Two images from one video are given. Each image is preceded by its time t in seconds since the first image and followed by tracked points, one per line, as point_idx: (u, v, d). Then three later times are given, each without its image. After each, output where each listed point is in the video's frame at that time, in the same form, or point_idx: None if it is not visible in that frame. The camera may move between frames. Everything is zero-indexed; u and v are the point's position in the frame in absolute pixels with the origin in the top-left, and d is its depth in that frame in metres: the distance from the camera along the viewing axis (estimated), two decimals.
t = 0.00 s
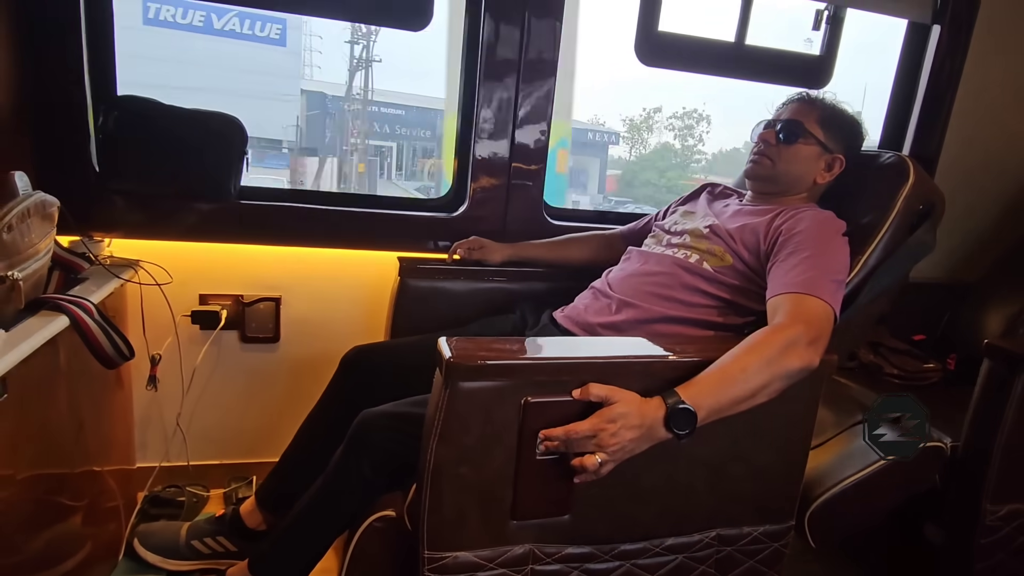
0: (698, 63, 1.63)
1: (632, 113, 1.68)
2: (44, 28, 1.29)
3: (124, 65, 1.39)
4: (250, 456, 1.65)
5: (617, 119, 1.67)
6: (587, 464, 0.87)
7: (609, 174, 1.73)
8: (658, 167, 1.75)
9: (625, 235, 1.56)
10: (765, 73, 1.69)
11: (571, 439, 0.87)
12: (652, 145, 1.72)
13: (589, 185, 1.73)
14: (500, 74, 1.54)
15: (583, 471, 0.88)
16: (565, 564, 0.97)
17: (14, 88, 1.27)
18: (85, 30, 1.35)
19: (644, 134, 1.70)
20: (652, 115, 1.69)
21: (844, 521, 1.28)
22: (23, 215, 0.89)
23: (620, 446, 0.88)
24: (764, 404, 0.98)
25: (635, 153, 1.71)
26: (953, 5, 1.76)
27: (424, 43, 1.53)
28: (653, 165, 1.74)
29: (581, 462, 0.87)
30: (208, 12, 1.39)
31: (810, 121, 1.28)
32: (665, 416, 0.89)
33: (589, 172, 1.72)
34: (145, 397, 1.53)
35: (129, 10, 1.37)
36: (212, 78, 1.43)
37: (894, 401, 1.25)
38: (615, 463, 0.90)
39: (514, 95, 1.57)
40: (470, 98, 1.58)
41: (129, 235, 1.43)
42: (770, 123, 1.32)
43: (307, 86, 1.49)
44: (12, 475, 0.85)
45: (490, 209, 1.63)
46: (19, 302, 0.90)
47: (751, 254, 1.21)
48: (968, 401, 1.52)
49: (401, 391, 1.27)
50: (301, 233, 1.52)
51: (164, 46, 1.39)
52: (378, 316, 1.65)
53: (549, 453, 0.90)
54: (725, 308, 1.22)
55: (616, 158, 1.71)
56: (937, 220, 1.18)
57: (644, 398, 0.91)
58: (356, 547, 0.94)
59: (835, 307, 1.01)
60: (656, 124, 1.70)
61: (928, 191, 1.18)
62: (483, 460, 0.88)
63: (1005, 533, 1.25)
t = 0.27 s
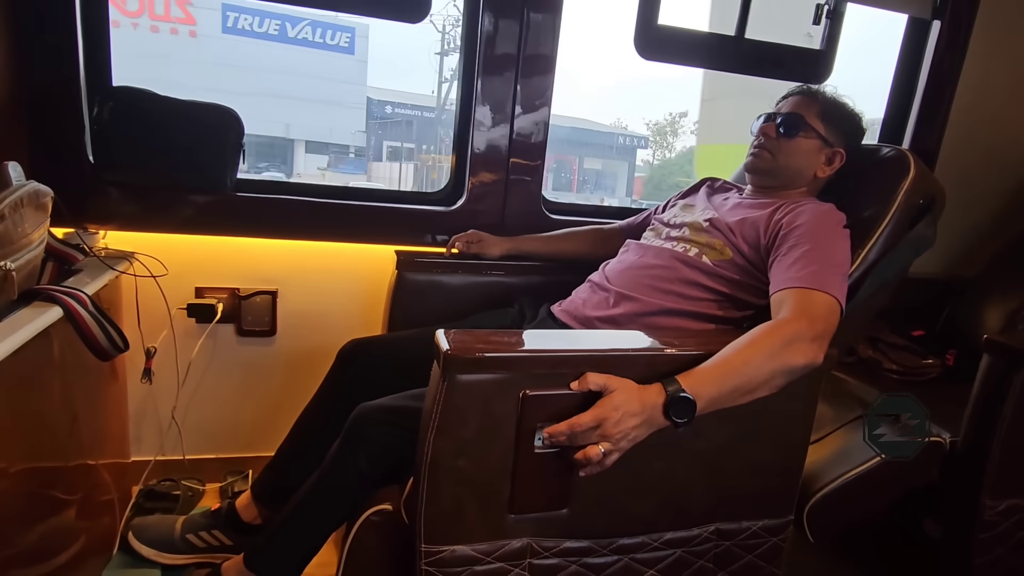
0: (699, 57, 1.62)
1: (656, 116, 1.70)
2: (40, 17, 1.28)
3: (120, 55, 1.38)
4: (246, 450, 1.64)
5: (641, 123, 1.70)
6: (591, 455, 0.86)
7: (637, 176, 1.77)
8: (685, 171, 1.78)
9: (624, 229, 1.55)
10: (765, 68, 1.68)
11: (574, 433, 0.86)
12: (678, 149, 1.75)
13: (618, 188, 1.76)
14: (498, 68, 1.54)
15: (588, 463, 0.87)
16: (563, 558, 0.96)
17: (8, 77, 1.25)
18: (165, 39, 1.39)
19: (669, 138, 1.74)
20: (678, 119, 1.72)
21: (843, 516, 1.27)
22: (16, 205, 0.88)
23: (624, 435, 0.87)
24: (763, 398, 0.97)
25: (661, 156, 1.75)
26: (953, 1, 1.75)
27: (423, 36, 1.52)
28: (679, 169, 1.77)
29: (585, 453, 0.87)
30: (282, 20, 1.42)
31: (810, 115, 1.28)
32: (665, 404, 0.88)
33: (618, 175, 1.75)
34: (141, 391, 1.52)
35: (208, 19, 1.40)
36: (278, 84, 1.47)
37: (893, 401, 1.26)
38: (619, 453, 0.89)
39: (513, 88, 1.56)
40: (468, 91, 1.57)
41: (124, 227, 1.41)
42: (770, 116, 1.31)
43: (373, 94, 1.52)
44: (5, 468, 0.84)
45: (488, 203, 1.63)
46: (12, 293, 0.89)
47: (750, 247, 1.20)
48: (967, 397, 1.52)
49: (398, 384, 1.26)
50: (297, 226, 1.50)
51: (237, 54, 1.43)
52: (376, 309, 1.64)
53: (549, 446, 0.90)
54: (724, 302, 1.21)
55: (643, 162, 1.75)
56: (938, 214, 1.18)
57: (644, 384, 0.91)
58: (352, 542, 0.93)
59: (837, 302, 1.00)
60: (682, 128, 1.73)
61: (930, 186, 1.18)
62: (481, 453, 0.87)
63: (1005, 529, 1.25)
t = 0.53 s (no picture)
0: (694, 56, 1.63)
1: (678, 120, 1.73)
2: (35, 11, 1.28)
3: (116, 49, 1.38)
4: (239, 445, 1.64)
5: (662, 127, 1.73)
6: (585, 451, 0.87)
7: (661, 179, 1.80)
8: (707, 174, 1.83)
9: (618, 227, 1.56)
10: (760, 68, 1.69)
11: (568, 431, 0.87)
12: (700, 152, 1.79)
13: (641, 190, 1.80)
14: (494, 65, 1.54)
15: (581, 459, 0.88)
16: (554, 552, 0.97)
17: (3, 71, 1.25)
18: (239, 46, 1.43)
19: (692, 142, 1.77)
20: (700, 123, 1.75)
21: (832, 513, 1.29)
22: (11, 199, 0.88)
23: (617, 431, 0.88)
24: (753, 395, 0.99)
25: (686, 160, 1.78)
26: (946, 3, 1.77)
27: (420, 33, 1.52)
28: (703, 172, 1.82)
29: (579, 450, 0.87)
30: (351, 29, 1.47)
31: (804, 116, 1.29)
32: (656, 400, 0.89)
33: (642, 178, 1.79)
34: (135, 385, 1.52)
35: (281, 27, 1.44)
36: (337, 89, 1.51)
37: (894, 401, 1.30)
38: (612, 449, 0.90)
39: (509, 86, 1.57)
40: (464, 89, 1.58)
41: (119, 222, 1.42)
42: (764, 116, 1.32)
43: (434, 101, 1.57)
44: None
45: (483, 200, 1.63)
46: (6, 286, 0.89)
47: (743, 246, 1.21)
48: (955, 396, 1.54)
49: (392, 380, 1.27)
50: (292, 222, 1.51)
51: (307, 61, 1.48)
52: (370, 305, 1.65)
53: (542, 442, 0.91)
54: (716, 300, 1.22)
55: (667, 165, 1.78)
56: (927, 215, 1.19)
57: (636, 381, 0.92)
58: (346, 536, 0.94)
59: (826, 301, 1.01)
60: (705, 132, 1.77)
61: (919, 187, 1.19)
62: (473, 448, 0.88)
63: (989, 525, 1.28)
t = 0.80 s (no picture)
0: (688, 56, 1.64)
1: (698, 125, 1.78)
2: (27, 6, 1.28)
3: (108, 44, 1.38)
4: (231, 442, 1.64)
5: (684, 132, 1.77)
6: (572, 450, 0.88)
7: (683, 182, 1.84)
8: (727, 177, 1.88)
9: (609, 226, 1.56)
10: (752, 68, 1.70)
11: (556, 429, 0.88)
12: (720, 156, 1.83)
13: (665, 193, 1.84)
14: (488, 63, 1.54)
15: (569, 456, 0.89)
16: (543, 549, 0.98)
17: None
18: (309, 55, 1.48)
19: (712, 146, 1.82)
20: (721, 128, 1.79)
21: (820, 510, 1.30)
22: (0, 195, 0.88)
23: (605, 430, 0.89)
24: (741, 393, 0.99)
25: (707, 164, 1.83)
26: (938, 4, 1.78)
27: (414, 30, 1.52)
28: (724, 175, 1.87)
29: (567, 447, 0.88)
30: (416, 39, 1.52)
31: (795, 115, 1.30)
32: (645, 399, 0.90)
33: (665, 182, 1.83)
34: (126, 382, 1.52)
35: (350, 38, 1.49)
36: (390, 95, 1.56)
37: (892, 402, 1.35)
38: (599, 446, 0.91)
39: (502, 84, 1.57)
40: (457, 86, 1.58)
41: (110, 218, 1.41)
42: (756, 115, 1.33)
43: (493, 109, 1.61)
44: None
45: (476, 198, 1.64)
46: None
47: (733, 245, 1.22)
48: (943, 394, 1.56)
49: (384, 377, 1.27)
50: (285, 219, 1.51)
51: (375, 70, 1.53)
52: (362, 303, 1.65)
53: (531, 439, 0.91)
54: (706, 299, 1.23)
55: (690, 169, 1.82)
56: (916, 215, 1.21)
57: (625, 379, 0.92)
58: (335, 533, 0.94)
59: (814, 300, 1.02)
60: (724, 136, 1.81)
61: (908, 187, 1.20)
62: (463, 445, 0.89)
63: (974, 523, 1.29)
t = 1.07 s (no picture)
0: (690, 54, 1.64)
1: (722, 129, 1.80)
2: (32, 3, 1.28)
3: (113, 42, 1.39)
4: (232, 438, 1.65)
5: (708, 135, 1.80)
6: (571, 445, 0.88)
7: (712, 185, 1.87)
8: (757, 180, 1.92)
9: (610, 223, 1.56)
10: (754, 67, 1.70)
11: (555, 424, 0.88)
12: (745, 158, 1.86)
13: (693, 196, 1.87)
14: (489, 60, 1.55)
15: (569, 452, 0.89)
16: (543, 543, 0.98)
17: None
18: (382, 63, 1.54)
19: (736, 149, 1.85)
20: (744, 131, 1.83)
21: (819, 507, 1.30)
22: (5, 190, 0.89)
23: (605, 426, 0.90)
24: (740, 389, 1.00)
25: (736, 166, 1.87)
26: (938, 3, 1.78)
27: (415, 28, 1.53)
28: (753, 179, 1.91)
29: (567, 443, 0.89)
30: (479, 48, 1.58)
31: (797, 113, 1.30)
32: (645, 395, 0.90)
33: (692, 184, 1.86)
34: (129, 377, 1.53)
35: (420, 46, 1.56)
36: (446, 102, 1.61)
37: (895, 402, 1.34)
38: (599, 443, 0.91)
39: (503, 81, 1.57)
40: (458, 83, 1.59)
41: (113, 215, 1.42)
42: (758, 113, 1.33)
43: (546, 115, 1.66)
44: None
45: (477, 195, 1.64)
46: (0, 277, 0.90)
47: (733, 243, 1.23)
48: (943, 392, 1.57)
49: (385, 373, 1.28)
50: (287, 215, 1.51)
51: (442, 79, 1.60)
52: (364, 300, 1.65)
53: (532, 434, 0.92)
54: (706, 296, 1.24)
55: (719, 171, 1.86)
56: (915, 213, 1.21)
57: (625, 376, 0.93)
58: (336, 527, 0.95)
59: (813, 297, 1.03)
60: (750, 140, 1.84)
61: (907, 185, 1.21)
62: (463, 440, 0.90)
63: (972, 519, 1.30)
